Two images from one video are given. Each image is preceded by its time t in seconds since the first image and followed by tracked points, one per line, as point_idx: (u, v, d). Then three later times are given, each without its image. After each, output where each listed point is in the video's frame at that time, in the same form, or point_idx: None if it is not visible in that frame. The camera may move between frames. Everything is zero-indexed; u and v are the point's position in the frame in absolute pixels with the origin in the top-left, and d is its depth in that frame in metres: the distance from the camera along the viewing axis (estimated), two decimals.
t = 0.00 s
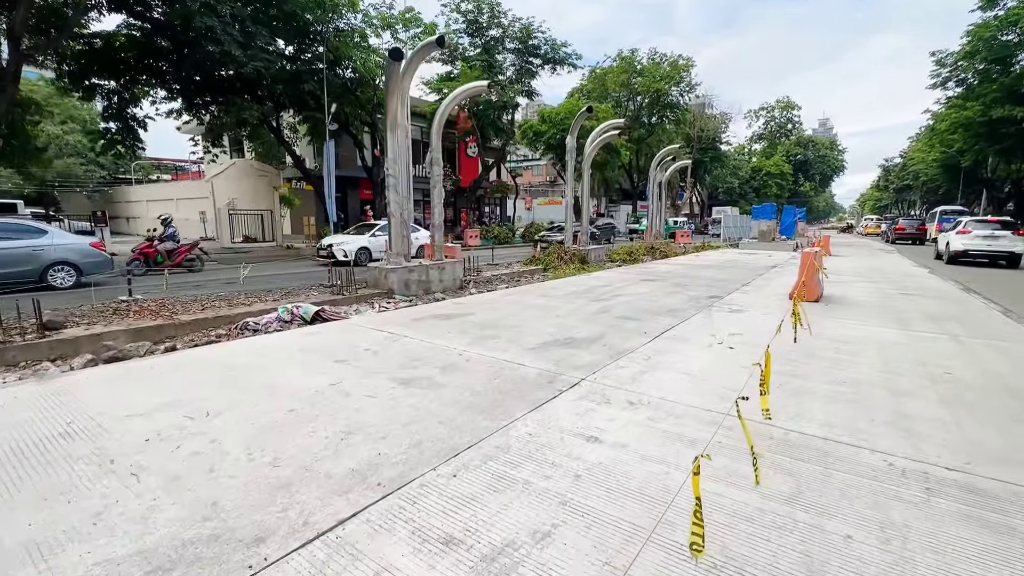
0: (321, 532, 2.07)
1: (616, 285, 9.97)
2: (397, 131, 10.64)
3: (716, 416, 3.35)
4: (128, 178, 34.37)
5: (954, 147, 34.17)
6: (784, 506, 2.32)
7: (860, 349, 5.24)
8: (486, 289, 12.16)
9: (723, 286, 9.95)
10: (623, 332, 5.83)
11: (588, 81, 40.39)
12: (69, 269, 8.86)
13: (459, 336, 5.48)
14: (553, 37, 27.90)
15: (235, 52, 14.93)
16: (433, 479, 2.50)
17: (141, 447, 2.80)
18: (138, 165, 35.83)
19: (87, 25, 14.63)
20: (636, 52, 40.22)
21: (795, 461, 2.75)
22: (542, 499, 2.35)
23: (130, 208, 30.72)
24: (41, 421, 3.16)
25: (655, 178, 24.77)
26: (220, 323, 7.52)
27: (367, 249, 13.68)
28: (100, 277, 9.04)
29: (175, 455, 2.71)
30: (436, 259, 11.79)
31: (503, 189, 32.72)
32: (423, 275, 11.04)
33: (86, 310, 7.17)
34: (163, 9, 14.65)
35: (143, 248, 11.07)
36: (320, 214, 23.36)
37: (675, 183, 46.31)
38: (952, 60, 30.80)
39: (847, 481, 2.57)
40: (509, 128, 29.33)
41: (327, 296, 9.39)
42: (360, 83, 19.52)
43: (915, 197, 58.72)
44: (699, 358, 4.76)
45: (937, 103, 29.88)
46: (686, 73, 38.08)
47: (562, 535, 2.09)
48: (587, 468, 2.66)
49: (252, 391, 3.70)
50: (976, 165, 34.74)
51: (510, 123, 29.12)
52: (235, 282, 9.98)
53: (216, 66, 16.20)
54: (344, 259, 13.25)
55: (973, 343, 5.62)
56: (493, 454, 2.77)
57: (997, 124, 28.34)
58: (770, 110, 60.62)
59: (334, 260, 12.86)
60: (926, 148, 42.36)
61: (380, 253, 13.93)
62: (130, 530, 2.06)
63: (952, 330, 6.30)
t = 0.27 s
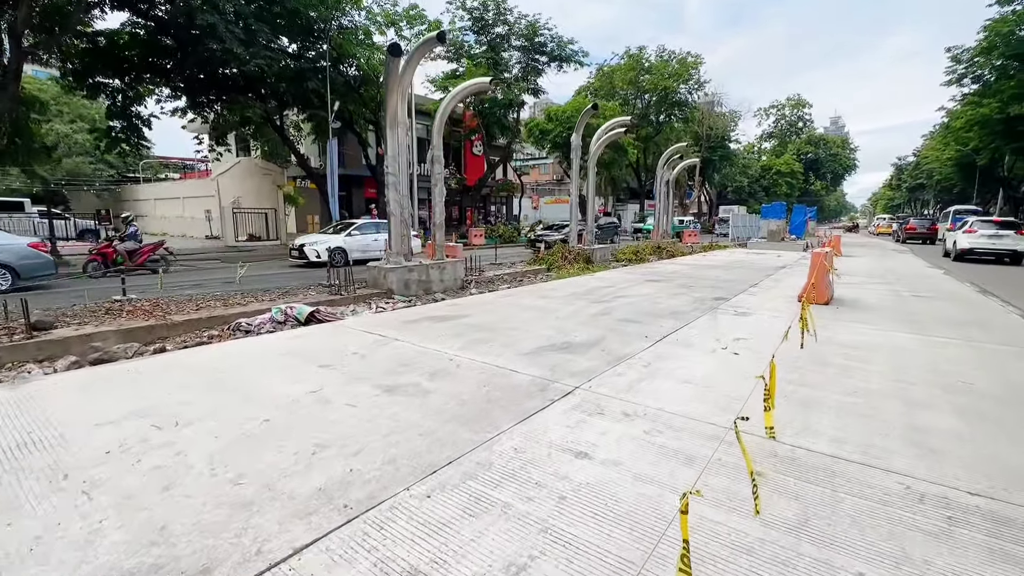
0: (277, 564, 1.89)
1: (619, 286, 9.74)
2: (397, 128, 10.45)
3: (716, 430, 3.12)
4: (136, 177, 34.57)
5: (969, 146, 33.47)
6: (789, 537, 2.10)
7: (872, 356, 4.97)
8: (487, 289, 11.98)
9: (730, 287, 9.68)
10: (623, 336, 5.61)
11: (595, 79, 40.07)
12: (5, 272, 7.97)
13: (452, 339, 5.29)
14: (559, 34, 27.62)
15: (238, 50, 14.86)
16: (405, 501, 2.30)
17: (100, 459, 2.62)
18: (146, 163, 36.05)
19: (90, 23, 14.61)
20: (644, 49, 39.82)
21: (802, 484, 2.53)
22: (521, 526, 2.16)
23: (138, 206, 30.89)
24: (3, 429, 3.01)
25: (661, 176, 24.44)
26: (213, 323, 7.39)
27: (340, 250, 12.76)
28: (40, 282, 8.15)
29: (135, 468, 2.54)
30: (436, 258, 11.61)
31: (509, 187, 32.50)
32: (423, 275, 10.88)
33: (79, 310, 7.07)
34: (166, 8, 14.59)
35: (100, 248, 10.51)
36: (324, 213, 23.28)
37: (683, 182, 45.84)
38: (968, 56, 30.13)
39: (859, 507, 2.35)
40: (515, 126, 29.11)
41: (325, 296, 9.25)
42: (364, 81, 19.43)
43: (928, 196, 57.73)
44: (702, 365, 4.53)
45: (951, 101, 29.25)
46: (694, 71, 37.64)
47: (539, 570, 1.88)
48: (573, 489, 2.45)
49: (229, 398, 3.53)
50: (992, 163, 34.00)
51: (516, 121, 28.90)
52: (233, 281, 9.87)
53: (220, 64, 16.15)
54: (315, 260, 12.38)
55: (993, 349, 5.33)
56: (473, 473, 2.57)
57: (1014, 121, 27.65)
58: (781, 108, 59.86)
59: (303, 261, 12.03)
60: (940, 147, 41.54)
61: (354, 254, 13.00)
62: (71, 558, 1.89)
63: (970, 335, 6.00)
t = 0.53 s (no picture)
0: None
1: (621, 286, 9.45)
2: (393, 123, 10.17)
3: (718, 447, 2.85)
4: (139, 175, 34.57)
5: (980, 144, 32.86)
6: None
7: (887, 362, 4.67)
8: (486, 289, 11.71)
9: (735, 288, 9.36)
10: (621, 340, 5.33)
11: (599, 76, 39.70)
12: None
13: (441, 343, 5.03)
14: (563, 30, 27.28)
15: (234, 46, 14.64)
16: (364, 533, 2.04)
17: (34, 479, 2.37)
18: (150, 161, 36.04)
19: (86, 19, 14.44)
20: (649, 46, 39.39)
21: (814, 513, 2.25)
22: (493, 565, 1.89)
23: (140, 204, 30.84)
24: None
25: (666, 174, 24.07)
26: (200, 324, 7.17)
27: (303, 251, 11.70)
28: None
29: (70, 490, 2.29)
30: (434, 257, 11.36)
31: (511, 186, 32.21)
32: (420, 274, 10.62)
33: (61, 310, 6.86)
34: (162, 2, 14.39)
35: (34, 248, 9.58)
36: (324, 211, 23.06)
37: (688, 180, 45.39)
38: (980, 52, 29.53)
39: (879, 542, 2.07)
40: (518, 124, 28.83)
41: (318, 296, 9.03)
42: (364, 78, 19.21)
43: (937, 196, 56.97)
44: (704, 372, 4.24)
45: (963, 97, 28.70)
46: (700, 68, 37.19)
47: None
48: (555, 518, 2.19)
49: (193, 407, 3.28)
50: (1003, 162, 33.38)
51: (519, 118, 28.60)
52: (225, 280, 9.66)
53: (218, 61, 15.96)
54: (274, 262, 11.35)
55: (1013, 355, 5.03)
56: (444, 498, 2.30)
57: None
58: (788, 106, 59.19)
59: (261, 263, 11.00)
60: (951, 145, 40.88)
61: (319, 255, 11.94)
62: None
63: (988, 339, 5.69)
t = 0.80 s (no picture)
0: None
1: (614, 288, 9.27)
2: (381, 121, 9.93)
3: (703, 466, 2.64)
4: (135, 174, 34.37)
5: (980, 144, 32.66)
6: None
7: (885, 370, 4.45)
8: (478, 290, 11.50)
9: (731, 290, 9.17)
10: (610, 345, 5.12)
11: (598, 76, 39.51)
12: None
13: (420, 348, 4.82)
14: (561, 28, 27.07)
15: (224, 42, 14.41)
16: (302, 571, 1.84)
17: None
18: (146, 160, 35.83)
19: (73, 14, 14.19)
20: (648, 45, 39.18)
21: (804, 546, 2.04)
22: None
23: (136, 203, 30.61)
24: None
25: (664, 174, 23.84)
26: (179, 326, 6.96)
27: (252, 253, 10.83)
28: None
29: None
30: (425, 257, 11.15)
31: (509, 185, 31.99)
32: (409, 275, 10.39)
33: (33, 312, 6.64)
34: None
35: None
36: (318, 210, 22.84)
37: (688, 180, 45.19)
38: (981, 51, 29.32)
39: None
40: (515, 123, 28.61)
41: (303, 298, 8.81)
42: (359, 75, 19.01)
43: (937, 196, 56.79)
44: (696, 381, 4.02)
45: (963, 97, 28.49)
46: (699, 67, 37.00)
47: None
48: (518, 550, 1.98)
49: (142, 421, 3.05)
50: (1003, 162, 33.21)
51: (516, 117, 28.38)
52: (209, 281, 9.46)
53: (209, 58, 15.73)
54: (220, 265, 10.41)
55: (1017, 363, 4.82)
56: (398, 527, 2.10)
57: None
58: (788, 106, 58.96)
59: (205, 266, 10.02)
60: (951, 145, 40.68)
61: (271, 257, 11.14)
62: None
63: (991, 345, 5.48)
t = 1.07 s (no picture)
0: None
1: (603, 288, 9.10)
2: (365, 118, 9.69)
3: (674, 483, 2.46)
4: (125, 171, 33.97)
5: (974, 145, 32.71)
6: None
7: (874, 376, 4.29)
8: (465, 290, 11.30)
9: (721, 291, 9.01)
10: (590, 348, 4.94)
11: (593, 75, 39.36)
12: None
13: (393, 351, 4.63)
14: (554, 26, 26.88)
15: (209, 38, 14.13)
16: None
17: None
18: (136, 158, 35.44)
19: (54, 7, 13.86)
20: (644, 44, 39.04)
21: None
22: None
23: (124, 201, 30.21)
24: None
25: (658, 174, 23.71)
26: (150, 328, 6.73)
27: (192, 254, 9.99)
28: None
29: None
30: (411, 257, 10.94)
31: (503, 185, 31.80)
32: (394, 275, 10.16)
33: None
34: None
35: None
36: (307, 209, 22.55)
37: (683, 180, 45.10)
38: (974, 52, 29.33)
39: None
40: (509, 122, 28.40)
41: (284, 298, 8.59)
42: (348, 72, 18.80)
43: (931, 197, 56.99)
44: (675, 388, 3.84)
45: (956, 98, 28.50)
46: (694, 66, 36.92)
47: None
48: None
49: (78, 432, 2.85)
50: (996, 163, 33.29)
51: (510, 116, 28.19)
52: (186, 279, 9.21)
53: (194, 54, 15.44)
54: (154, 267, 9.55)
55: (1008, 367, 4.67)
56: (332, 556, 1.91)
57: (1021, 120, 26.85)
58: (783, 107, 58.99)
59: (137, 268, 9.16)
60: (944, 146, 40.77)
61: (213, 259, 10.32)
62: None
63: (983, 348, 5.33)
